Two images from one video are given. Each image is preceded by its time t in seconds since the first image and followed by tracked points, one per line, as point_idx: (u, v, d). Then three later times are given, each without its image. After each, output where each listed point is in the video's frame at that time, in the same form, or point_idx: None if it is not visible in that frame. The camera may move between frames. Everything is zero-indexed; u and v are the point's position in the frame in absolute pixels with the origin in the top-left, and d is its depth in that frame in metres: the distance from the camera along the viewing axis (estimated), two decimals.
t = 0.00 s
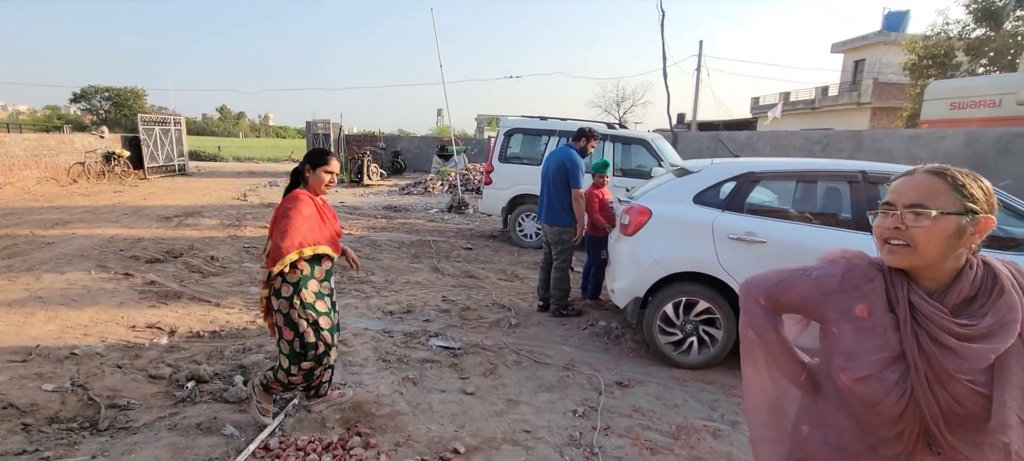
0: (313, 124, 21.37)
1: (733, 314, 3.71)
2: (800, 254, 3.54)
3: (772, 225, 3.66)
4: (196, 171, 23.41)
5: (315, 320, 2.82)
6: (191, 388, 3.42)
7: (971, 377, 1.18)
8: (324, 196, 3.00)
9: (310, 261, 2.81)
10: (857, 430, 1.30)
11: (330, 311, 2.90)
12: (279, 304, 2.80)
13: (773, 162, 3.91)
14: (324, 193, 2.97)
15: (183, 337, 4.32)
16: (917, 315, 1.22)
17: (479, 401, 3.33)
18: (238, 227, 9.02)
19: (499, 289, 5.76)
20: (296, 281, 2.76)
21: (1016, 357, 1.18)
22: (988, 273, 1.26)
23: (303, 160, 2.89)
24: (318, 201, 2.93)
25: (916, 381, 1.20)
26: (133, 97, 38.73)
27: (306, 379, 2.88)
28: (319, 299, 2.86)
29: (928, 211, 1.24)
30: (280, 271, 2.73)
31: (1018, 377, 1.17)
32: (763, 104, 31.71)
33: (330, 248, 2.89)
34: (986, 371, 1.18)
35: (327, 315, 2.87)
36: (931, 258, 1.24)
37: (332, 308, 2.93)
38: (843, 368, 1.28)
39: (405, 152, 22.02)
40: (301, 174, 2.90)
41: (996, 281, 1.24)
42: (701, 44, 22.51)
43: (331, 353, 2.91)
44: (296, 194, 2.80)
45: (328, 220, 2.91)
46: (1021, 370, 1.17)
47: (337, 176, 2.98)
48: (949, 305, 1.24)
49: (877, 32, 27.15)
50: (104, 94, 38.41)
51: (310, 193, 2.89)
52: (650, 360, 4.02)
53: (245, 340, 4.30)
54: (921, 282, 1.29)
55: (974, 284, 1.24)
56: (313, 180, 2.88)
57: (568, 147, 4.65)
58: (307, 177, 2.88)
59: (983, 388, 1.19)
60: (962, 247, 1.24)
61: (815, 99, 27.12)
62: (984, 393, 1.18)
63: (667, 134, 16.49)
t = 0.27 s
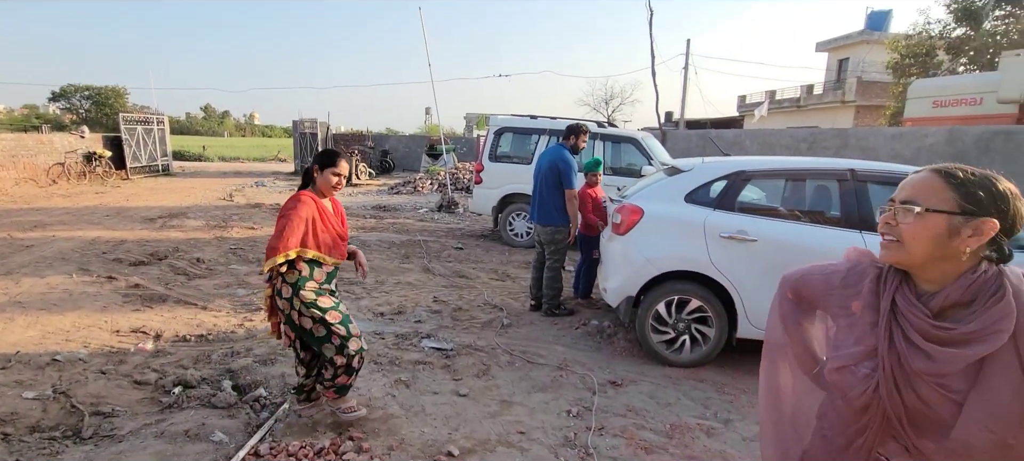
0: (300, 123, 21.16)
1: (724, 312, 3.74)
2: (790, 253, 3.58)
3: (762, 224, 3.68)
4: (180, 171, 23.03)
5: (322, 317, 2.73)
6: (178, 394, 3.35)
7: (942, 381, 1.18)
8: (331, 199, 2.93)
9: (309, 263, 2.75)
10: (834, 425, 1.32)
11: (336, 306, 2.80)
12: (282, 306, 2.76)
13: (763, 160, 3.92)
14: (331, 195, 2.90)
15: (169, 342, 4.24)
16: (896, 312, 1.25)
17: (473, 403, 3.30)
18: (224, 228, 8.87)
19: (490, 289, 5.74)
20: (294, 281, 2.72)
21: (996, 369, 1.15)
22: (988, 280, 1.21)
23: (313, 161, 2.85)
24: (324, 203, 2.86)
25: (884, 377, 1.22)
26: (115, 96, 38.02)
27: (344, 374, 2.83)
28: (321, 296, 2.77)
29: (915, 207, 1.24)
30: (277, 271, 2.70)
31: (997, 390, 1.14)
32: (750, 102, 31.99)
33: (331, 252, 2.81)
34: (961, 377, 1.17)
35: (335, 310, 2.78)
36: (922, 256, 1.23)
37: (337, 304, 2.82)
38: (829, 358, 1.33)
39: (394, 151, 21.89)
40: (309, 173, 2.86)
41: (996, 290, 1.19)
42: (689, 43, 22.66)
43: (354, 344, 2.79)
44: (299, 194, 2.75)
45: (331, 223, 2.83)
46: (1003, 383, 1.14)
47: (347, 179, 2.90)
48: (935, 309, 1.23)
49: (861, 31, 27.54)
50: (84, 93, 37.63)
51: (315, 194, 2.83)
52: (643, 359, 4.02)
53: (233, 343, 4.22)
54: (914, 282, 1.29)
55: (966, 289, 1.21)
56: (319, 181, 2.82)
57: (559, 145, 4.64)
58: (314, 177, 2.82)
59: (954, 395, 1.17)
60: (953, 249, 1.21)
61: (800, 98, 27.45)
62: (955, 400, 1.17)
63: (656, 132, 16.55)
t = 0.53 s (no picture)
0: (284, 122, 20.87)
1: (715, 308, 3.75)
2: (779, 248, 3.61)
3: (752, 220, 3.70)
4: (160, 170, 22.57)
5: (330, 326, 2.68)
6: (161, 399, 3.27)
7: (929, 365, 1.15)
8: (343, 201, 2.88)
9: (325, 268, 2.69)
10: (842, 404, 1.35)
11: (347, 317, 2.73)
12: (294, 310, 2.68)
13: (751, 157, 3.94)
14: (343, 197, 2.84)
15: (151, 345, 4.13)
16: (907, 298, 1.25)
17: (464, 403, 3.27)
18: (207, 228, 8.71)
19: (479, 287, 5.70)
20: (309, 286, 2.65)
21: (989, 360, 1.08)
22: (1012, 272, 1.13)
23: (324, 164, 2.76)
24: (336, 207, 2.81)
25: (879, 356, 1.25)
26: (92, 94, 37.16)
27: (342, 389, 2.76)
28: (336, 305, 2.70)
29: (936, 194, 1.24)
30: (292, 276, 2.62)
31: (983, 382, 1.08)
32: (734, 99, 32.31)
33: (345, 257, 2.78)
34: (949, 365, 1.13)
35: (345, 320, 2.71)
36: (941, 246, 1.22)
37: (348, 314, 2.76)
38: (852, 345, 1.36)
39: (380, 149, 21.71)
40: (319, 176, 2.78)
41: (1013, 281, 1.10)
42: (674, 41, 22.81)
43: (351, 359, 2.72)
44: (311, 199, 2.67)
45: (343, 227, 2.78)
46: (993, 376, 1.08)
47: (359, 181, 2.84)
48: (947, 298, 1.19)
49: (841, 29, 27.98)
50: (59, 91, 36.69)
51: (327, 198, 2.76)
52: (634, 356, 4.02)
53: (217, 346, 4.13)
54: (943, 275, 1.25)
55: (983, 280, 1.16)
56: (332, 185, 2.75)
57: (551, 143, 4.62)
58: (326, 181, 2.75)
59: (937, 382, 1.14)
60: (970, 237, 1.18)
61: (782, 95, 27.80)
62: (937, 387, 1.14)
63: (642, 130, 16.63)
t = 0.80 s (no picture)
0: (260, 119, 20.47)
1: (698, 306, 3.81)
2: (761, 246, 3.67)
3: (734, 219, 3.76)
4: (131, 169, 21.92)
5: (336, 331, 2.65)
6: (137, 405, 3.17)
7: (961, 368, 1.07)
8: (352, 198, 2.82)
9: (336, 271, 2.63)
10: (873, 403, 1.30)
11: (354, 322, 2.70)
12: (302, 312, 2.65)
13: (732, 157, 4.00)
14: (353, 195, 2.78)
15: (125, 349, 4.01)
16: (950, 299, 1.17)
17: (451, 403, 3.25)
18: (181, 228, 8.48)
19: (463, 287, 5.68)
20: (319, 289, 2.61)
21: None
22: None
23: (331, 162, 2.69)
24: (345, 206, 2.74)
25: (911, 354, 1.19)
26: (58, 90, 35.90)
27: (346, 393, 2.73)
28: (344, 309, 2.67)
29: (991, 195, 1.15)
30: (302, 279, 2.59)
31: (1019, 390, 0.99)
32: (712, 100, 32.80)
33: (357, 257, 2.73)
34: (983, 370, 1.04)
35: (351, 326, 2.69)
36: (990, 247, 1.12)
37: (356, 319, 2.72)
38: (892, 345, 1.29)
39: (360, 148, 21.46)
40: (327, 175, 2.71)
41: None
42: (653, 42, 23.08)
43: (353, 367, 2.68)
44: (320, 200, 2.61)
45: (354, 227, 2.72)
46: None
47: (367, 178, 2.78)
48: (992, 302, 1.09)
49: (815, 32, 28.65)
50: (22, 86, 35.36)
51: (336, 197, 2.70)
52: (619, 354, 4.05)
53: (195, 349, 4.03)
54: (994, 281, 1.14)
55: None
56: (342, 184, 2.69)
57: (538, 143, 4.62)
58: (335, 180, 2.68)
59: (967, 386, 1.06)
60: None
61: (758, 96, 28.36)
62: (967, 390, 1.06)
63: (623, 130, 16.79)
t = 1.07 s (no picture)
0: (220, 116, 19.78)
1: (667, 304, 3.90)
2: (727, 246, 3.80)
3: (701, 219, 3.87)
4: (78, 165, 20.80)
5: (330, 336, 2.61)
6: (93, 413, 3.02)
7: (956, 366, 1.11)
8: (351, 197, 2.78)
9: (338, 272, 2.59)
10: (870, 400, 1.34)
11: (347, 326, 2.67)
12: (296, 315, 2.59)
13: (698, 159, 4.12)
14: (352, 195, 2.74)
15: (77, 355, 3.81)
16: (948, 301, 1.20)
17: (424, 404, 3.24)
18: (136, 228, 8.12)
19: (434, 287, 5.65)
20: (317, 292, 2.55)
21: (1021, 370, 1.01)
22: None
23: (332, 161, 2.64)
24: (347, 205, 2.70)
25: (909, 352, 1.22)
26: None
27: (324, 396, 2.71)
28: (339, 313, 2.62)
29: (989, 201, 1.18)
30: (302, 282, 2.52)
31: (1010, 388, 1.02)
32: (676, 103, 33.56)
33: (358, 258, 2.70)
34: (976, 369, 1.07)
35: (345, 330, 2.65)
36: (987, 251, 1.16)
37: (350, 322, 2.68)
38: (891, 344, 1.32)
39: (325, 146, 21.01)
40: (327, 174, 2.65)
41: None
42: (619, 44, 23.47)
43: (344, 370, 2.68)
44: (324, 200, 2.55)
45: (355, 227, 2.69)
46: (1021, 385, 1.01)
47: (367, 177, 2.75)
48: (988, 304, 1.12)
49: (773, 39, 29.71)
50: None
51: (337, 196, 2.65)
52: (590, 352, 4.11)
53: (155, 354, 3.88)
54: (991, 285, 1.17)
55: None
56: (345, 183, 2.65)
57: (511, 144, 4.64)
58: (336, 179, 2.64)
59: (960, 384, 1.09)
60: None
61: (720, 100, 29.20)
62: (959, 387, 1.09)
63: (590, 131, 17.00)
